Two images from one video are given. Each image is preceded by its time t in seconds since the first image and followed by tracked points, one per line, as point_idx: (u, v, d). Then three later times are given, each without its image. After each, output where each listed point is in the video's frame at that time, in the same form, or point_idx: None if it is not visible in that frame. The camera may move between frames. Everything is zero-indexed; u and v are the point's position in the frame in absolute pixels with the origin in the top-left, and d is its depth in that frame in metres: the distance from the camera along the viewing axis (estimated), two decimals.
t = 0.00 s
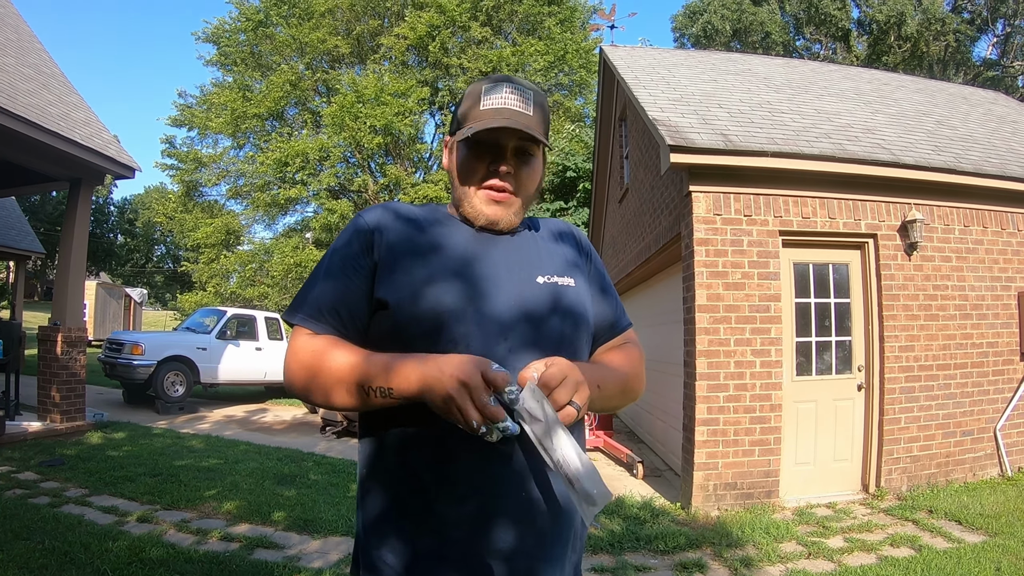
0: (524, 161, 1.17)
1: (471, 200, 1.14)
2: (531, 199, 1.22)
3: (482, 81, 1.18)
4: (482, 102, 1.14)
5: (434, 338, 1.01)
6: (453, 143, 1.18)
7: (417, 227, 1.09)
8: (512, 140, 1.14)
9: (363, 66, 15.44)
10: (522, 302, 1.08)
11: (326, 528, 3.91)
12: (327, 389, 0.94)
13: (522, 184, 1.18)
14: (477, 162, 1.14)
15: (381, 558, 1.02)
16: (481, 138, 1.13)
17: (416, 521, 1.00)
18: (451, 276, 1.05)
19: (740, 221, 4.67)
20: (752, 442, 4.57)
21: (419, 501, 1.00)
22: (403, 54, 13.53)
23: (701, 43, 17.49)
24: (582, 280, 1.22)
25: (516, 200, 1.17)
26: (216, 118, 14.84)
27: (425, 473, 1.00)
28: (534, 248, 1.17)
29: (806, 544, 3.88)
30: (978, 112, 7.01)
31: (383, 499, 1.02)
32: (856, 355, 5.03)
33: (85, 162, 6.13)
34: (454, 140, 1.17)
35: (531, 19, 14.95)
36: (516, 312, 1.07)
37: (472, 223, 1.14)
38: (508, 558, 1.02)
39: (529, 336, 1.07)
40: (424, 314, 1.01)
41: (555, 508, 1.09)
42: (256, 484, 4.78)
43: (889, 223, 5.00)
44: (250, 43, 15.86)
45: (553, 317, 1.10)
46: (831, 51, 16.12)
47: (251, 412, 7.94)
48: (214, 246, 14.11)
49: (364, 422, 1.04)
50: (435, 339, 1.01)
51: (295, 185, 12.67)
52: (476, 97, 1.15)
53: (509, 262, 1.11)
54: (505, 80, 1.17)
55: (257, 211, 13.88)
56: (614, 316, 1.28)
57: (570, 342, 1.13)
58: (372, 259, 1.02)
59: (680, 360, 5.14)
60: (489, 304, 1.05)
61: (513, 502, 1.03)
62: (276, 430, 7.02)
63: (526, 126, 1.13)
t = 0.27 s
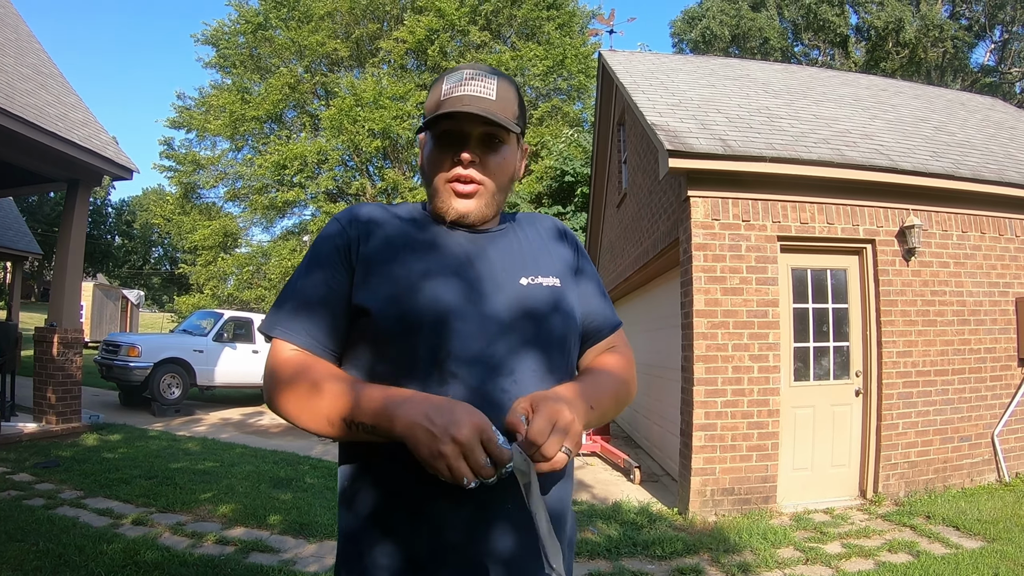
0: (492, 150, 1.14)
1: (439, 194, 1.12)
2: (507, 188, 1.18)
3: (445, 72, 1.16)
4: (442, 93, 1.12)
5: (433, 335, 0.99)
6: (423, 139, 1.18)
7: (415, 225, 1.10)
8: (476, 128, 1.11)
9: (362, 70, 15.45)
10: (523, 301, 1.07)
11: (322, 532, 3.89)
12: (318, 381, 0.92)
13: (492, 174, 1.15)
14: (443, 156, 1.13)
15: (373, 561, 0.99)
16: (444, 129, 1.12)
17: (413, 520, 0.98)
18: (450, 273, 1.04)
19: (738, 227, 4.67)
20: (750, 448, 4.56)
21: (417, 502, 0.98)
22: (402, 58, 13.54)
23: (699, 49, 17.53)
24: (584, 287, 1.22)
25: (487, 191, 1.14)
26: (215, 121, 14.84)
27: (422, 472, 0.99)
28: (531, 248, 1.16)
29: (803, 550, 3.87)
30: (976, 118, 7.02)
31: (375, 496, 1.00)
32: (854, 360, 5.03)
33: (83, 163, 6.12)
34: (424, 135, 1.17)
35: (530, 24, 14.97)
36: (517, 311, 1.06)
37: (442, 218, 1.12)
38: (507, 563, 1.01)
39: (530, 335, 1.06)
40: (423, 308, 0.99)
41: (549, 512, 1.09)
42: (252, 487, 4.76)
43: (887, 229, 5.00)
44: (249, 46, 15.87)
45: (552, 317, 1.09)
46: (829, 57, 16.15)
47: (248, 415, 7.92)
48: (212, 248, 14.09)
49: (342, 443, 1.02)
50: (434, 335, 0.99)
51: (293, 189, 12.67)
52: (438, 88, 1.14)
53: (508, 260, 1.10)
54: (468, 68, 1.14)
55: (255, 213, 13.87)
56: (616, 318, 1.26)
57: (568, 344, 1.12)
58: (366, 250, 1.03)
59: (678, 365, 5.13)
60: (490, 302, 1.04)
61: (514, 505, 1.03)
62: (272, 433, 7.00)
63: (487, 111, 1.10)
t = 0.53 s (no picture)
0: (481, 151, 1.09)
1: (426, 193, 1.07)
2: (495, 190, 1.13)
3: (432, 66, 1.11)
4: (431, 87, 1.07)
5: (433, 329, 0.97)
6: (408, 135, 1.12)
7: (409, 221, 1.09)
8: (465, 126, 1.06)
9: (361, 73, 15.48)
10: (522, 301, 1.07)
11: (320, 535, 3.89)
12: (295, 382, 0.89)
13: (480, 175, 1.09)
14: (428, 154, 1.08)
15: (365, 558, 0.96)
16: (431, 126, 1.07)
17: (407, 518, 0.95)
18: (450, 270, 1.03)
19: (737, 232, 4.68)
20: (748, 453, 4.56)
21: (418, 502, 0.95)
22: (402, 61, 13.57)
23: (699, 54, 17.58)
24: (579, 292, 1.22)
25: (474, 193, 1.09)
26: (214, 123, 14.86)
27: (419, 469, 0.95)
28: (526, 251, 1.16)
29: (801, 555, 3.87)
30: (974, 124, 7.04)
31: (368, 492, 0.96)
32: (852, 365, 5.03)
33: (83, 164, 6.12)
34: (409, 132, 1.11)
35: (530, 28, 14.99)
36: (517, 310, 1.05)
37: (428, 219, 1.07)
38: (505, 562, 1.02)
39: (529, 333, 1.06)
40: (422, 301, 0.97)
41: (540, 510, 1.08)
42: (249, 490, 4.76)
43: (886, 234, 5.01)
44: (249, 49, 15.88)
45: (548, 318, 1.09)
46: (828, 62, 16.20)
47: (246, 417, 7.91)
48: (210, 250, 14.10)
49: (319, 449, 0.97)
50: (433, 328, 0.97)
51: (293, 191, 12.70)
52: (425, 83, 1.09)
53: (506, 260, 1.10)
54: (458, 62, 1.10)
55: (254, 216, 13.89)
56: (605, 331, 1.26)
57: (560, 348, 1.12)
58: (362, 238, 1.02)
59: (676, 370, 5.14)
60: (489, 298, 1.03)
61: (514, 505, 1.02)
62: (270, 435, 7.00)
63: (477, 108, 1.05)
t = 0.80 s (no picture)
0: (487, 152, 1.06)
1: (427, 195, 1.04)
2: (499, 192, 1.11)
3: (436, 61, 1.07)
4: (436, 83, 1.04)
5: (436, 324, 0.96)
6: (409, 132, 1.09)
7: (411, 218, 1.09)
8: (472, 125, 1.04)
9: (363, 78, 15.52)
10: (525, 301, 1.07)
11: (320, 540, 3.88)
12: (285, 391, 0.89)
13: (486, 176, 1.07)
14: (431, 154, 1.04)
15: (364, 560, 0.95)
16: (435, 124, 1.04)
17: (409, 520, 0.95)
18: (453, 268, 1.03)
19: (738, 238, 4.68)
20: (748, 459, 4.56)
21: (419, 502, 0.95)
22: (404, 67, 13.61)
23: (700, 60, 17.62)
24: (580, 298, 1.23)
25: (479, 195, 1.07)
26: (216, 128, 14.90)
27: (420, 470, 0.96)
28: (527, 252, 1.15)
29: (802, 561, 3.87)
30: (975, 130, 7.06)
31: (367, 493, 0.95)
32: (853, 372, 5.03)
33: (85, 168, 6.13)
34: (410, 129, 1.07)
35: (531, 34, 15.04)
36: (519, 311, 1.05)
37: (430, 221, 1.05)
38: (507, 567, 1.02)
39: (530, 336, 1.05)
40: (426, 296, 0.97)
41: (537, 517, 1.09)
42: (250, 495, 4.76)
43: (886, 241, 5.02)
44: (252, 54, 15.94)
45: (549, 321, 1.08)
46: (829, 69, 16.22)
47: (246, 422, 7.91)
48: (211, 255, 14.12)
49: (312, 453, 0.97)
50: (436, 323, 0.96)
51: (294, 196, 12.73)
52: (430, 78, 1.05)
53: (508, 260, 1.10)
54: (464, 57, 1.07)
55: (255, 221, 13.91)
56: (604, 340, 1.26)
57: (562, 352, 1.12)
58: (364, 232, 1.02)
59: (677, 376, 5.14)
60: (491, 300, 1.03)
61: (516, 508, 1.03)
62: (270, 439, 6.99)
63: (485, 108, 1.03)
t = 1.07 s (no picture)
0: (508, 155, 1.08)
1: (449, 197, 1.04)
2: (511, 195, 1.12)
3: (459, 60, 1.06)
4: (462, 83, 1.04)
5: (435, 325, 0.96)
6: (425, 130, 1.07)
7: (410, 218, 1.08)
8: (498, 128, 1.05)
9: (364, 82, 15.54)
10: (523, 303, 1.07)
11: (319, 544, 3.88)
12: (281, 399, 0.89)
13: (506, 178, 1.09)
14: (456, 155, 1.04)
15: (362, 564, 0.95)
16: (459, 123, 1.03)
17: (406, 523, 0.95)
18: (452, 269, 1.03)
19: (738, 245, 4.69)
20: (748, 465, 4.56)
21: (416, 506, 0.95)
22: (405, 71, 13.63)
23: (701, 66, 17.66)
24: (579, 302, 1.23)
25: (499, 197, 1.08)
26: (217, 131, 14.93)
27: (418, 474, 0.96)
28: (527, 254, 1.15)
29: (801, 568, 3.86)
30: (975, 137, 7.07)
31: (365, 497, 0.95)
32: (853, 379, 5.03)
33: (86, 170, 6.14)
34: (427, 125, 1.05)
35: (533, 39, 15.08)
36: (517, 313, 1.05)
37: (449, 223, 1.04)
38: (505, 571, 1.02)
39: (529, 339, 1.05)
40: (424, 297, 0.97)
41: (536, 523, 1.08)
42: (248, 498, 4.75)
43: (886, 247, 5.02)
44: (253, 57, 15.97)
45: (548, 323, 1.08)
46: (830, 75, 16.24)
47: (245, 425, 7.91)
48: (212, 257, 14.13)
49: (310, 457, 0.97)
50: (435, 324, 0.96)
51: (295, 200, 12.75)
52: (456, 78, 1.05)
53: (507, 263, 1.10)
54: (489, 59, 1.07)
55: (255, 224, 13.93)
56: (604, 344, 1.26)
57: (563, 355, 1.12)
58: (364, 233, 1.01)
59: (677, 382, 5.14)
60: (489, 301, 1.03)
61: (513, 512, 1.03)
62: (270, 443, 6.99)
63: (513, 111, 1.05)
